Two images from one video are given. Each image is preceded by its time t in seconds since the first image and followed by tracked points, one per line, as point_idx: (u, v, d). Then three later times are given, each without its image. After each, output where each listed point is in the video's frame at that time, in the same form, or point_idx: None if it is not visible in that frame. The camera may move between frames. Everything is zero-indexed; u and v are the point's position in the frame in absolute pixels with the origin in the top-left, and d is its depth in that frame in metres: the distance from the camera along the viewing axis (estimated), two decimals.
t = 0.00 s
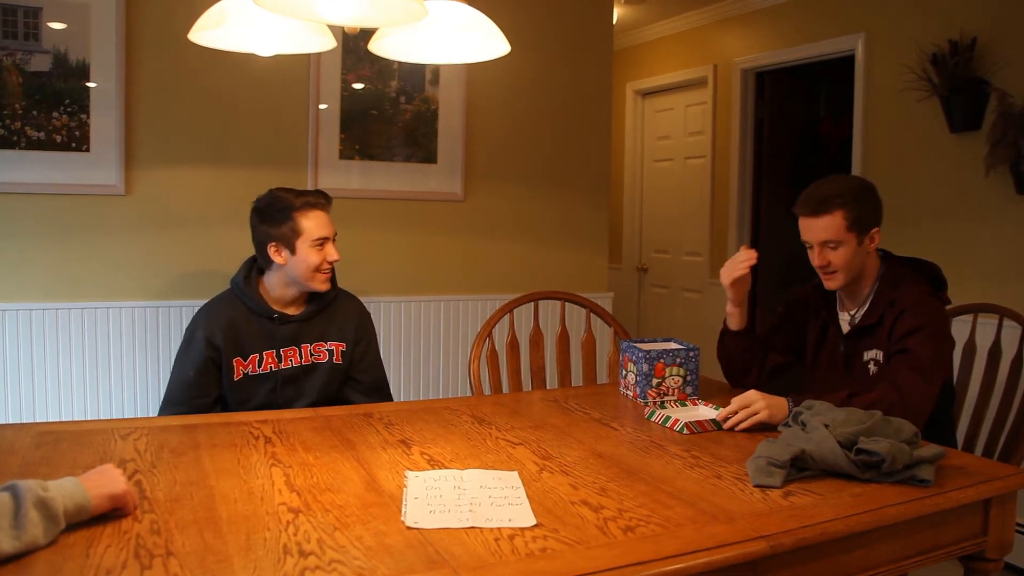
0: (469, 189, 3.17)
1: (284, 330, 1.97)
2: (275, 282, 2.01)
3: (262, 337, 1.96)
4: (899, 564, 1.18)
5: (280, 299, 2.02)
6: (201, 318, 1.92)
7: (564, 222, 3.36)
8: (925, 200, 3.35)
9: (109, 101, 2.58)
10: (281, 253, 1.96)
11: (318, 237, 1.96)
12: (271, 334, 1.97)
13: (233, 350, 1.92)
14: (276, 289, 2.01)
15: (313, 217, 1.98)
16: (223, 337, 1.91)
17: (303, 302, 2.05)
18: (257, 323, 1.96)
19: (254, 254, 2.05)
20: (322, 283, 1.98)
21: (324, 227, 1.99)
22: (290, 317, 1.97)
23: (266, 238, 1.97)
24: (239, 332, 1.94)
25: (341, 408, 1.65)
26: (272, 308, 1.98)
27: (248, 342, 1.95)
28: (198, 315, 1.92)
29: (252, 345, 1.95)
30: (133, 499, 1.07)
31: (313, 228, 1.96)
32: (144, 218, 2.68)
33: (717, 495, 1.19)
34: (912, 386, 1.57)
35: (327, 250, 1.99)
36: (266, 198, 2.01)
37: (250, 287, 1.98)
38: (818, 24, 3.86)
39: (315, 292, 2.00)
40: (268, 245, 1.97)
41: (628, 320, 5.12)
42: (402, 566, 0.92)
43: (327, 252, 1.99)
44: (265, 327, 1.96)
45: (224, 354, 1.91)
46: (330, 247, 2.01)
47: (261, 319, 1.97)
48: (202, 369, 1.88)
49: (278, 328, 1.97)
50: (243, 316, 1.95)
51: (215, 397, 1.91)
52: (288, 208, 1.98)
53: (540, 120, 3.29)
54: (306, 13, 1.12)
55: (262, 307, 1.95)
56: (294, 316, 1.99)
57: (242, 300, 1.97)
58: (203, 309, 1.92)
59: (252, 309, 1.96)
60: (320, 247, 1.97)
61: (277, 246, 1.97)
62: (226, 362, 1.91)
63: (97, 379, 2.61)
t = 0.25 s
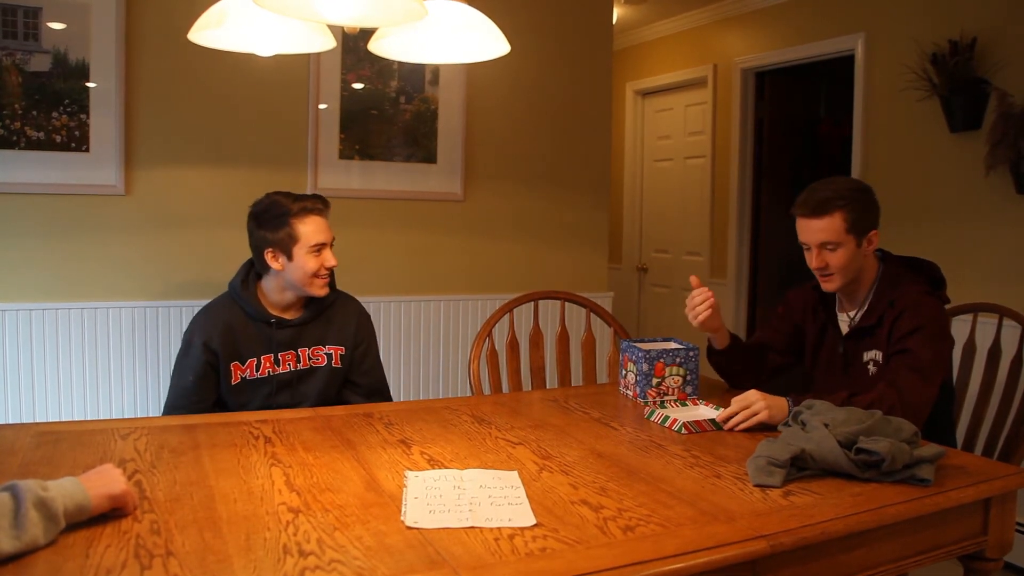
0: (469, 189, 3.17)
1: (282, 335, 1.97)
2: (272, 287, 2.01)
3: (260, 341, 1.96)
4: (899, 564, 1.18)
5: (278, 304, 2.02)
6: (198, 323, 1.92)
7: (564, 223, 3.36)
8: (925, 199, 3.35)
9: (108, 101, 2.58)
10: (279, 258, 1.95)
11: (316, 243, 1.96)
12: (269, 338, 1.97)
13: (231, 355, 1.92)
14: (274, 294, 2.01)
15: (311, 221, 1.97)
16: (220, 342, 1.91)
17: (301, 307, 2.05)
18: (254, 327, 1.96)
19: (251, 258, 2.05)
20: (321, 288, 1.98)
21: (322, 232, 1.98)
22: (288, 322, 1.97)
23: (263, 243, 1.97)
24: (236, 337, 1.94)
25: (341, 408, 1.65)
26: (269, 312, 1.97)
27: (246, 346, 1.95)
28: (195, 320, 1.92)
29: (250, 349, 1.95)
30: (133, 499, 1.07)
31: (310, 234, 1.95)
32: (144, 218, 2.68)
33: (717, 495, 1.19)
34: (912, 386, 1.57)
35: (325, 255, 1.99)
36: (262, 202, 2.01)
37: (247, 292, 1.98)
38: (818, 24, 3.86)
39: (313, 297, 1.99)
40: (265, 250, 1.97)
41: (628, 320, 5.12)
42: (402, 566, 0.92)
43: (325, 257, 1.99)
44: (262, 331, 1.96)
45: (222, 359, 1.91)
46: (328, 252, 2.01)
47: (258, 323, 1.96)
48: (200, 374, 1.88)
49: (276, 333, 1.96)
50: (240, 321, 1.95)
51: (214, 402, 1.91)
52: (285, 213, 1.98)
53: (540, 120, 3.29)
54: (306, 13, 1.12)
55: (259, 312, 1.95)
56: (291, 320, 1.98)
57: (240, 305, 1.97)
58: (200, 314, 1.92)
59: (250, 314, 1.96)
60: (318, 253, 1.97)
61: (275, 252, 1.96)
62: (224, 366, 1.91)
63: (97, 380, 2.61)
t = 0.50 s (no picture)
0: (469, 189, 3.17)
1: (280, 337, 1.97)
2: (270, 288, 2.01)
3: (258, 343, 1.96)
4: (898, 565, 1.18)
5: (275, 306, 2.01)
6: (196, 324, 1.92)
7: (564, 223, 3.36)
8: (925, 200, 3.35)
9: (108, 100, 2.58)
10: (275, 261, 1.95)
11: (313, 246, 1.96)
12: (267, 340, 1.96)
13: (229, 356, 1.93)
14: (271, 296, 2.00)
15: (308, 224, 1.97)
16: (218, 344, 1.91)
17: (298, 309, 2.04)
18: (252, 329, 1.96)
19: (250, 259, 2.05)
20: (317, 292, 1.98)
21: (319, 235, 1.98)
22: (286, 324, 1.97)
23: (261, 245, 1.97)
24: (234, 339, 1.94)
25: (340, 408, 1.65)
26: (267, 314, 1.97)
27: (244, 348, 1.95)
28: (193, 321, 1.92)
29: (248, 351, 1.95)
30: (132, 499, 1.07)
31: (307, 237, 1.95)
32: (144, 217, 2.68)
33: (716, 495, 1.19)
34: (912, 387, 1.57)
35: (322, 258, 1.98)
36: (260, 204, 2.01)
37: (245, 293, 1.98)
38: (818, 25, 3.86)
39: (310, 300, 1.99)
40: (262, 252, 1.97)
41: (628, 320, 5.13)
42: (401, 566, 0.92)
43: (322, 260, 1.99)
44: (260, 332, 1.96)
45: (220, 360, 1.91)
46: (326, 255, 2.00)
47: (256, 325, 1.96)
48: (199, 375, 1.89)
49: (274, 334, 1.96)
50: (238, 323, 1.95)
51: (212, 403, 1.92)
52: (283, 215, 1.97)
53: (540, 121, 3.29)
54: (306, 12, 1.12)
55: (257, 314, 1.95)
56: (289, 322, 1.98)
57: (237, 307, 1.97)
58: (198, 315, 1.92)
59: (248, 315, 1.96)
60: (315, 256, 1.96)
61: (271, 255, 1.96)
62: (222, 368, 1.91)
63: (98, 379, 2.61)
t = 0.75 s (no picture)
0: (469, 190, 3.17)
1: (279, 337, 1.97)
2: (269, 288, 2.01)
3: (257, 343, 1.96)
4: (898, 565, 1.18)
5: (274, 306, 2.01)
6: (195, 325, 1.92)
7: (564, 224, 3.36)
8: (925, 200, 3.35)
9: (108, 101, 2.58)
10: (273, 259, 1.96)
11: (311, 245, 1.96)
12: (266, 340, 1.96)
13: (228, 357, 1.93)
14: (270, 296, 2.00)
15: (306, 224, 1.97)
16: (217, 344, 1.91)
17: (297, 309, 2.04)
18: (251, 329, 1.96)
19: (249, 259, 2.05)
20: (315, 291, 1.97)
21: (317, 234, 1.98)
22: (285, 324, 1.97)
23: (259, 245, 1.97)
24: (233, 339, 1.94)
25: (341, 409, 1.65)
26: (266, 315, 1.97)
27: (243, 348, 1.95)
28: (192, 322, 1.92)
29: (247, 351, 1.95)
30: (133, 500, 1.07)
31: (304, 237, 1.95)
32: (144, 218, 2.68)
33: (717, 496, 1.19)
34: (912, 387, 1.57)
35: (320, 258, 1.98)
36: (259, 203, 2.01)
37: (244, 294, 1.97)
38: (817, 25, 3.86)
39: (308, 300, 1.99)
40: (261, 251, 1.97)
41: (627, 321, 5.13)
42: (402, 567, 0.92)
43: (320, 260, 1.98)
44: (259, 333, 1.96)
45: (219, 361, 1.91)
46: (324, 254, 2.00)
47: (255, 325, 1.96)
48: (198, 376, 1.88)
49: (273, 335, 1.96)
50: (237, 323, 1.95)
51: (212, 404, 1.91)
52: (280, 215, 1.97)
53: (540, 121, 3.29)
54: (305, 13, 1.12)
55: (255, 314, 1.95)
56: (288, 322, 1.98)
57: (236, 308, 1.96)
58: (197, 316, 1.92)
59: (246, 316, 1.96)
60: (312, 255, 1.96)
61: (269, 254, 1.96)
62: (222, 368, 1.91)
63: (98, 380, 2.61)
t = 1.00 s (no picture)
0: (469, 190, 3.17)
1: (278, 336, 1.97)
2: (267, 286, 2.01)
3: (257, 342, 1.96)
4: (898, 565, 1.18)
5: (273, 304, 2.02)
6: (194, 324, 1.92)
7: (564, 224, 3.36)
8: (925, 200, 3.35)
9: (108, 102, 2.58)
10: (272, 258, 1.96)
11: (309, 243, 1.96)
12: (265, 340, 1.96)
13: (227, 356, 1.92)
14: (269, 294, 2.01)
15: (304, 222, 1.97)
16: (216, 344, 1.91)
17: (295, 306, 2.05)
18: (251, 328, 1.96)
19: (247, 259, 2.05)
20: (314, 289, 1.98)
21: (315, 232, 1.98)
22: (284, 323, 1.97)
23: (257, 243, 1.97)
24: (232, 339, 1.94)
25: (341, 408, 1.65)
26: (265, 313, 1.97)
27: (243, 348, 1.95)
28: (191, 321, 1.92)
29: (246, 351, 1.95)
30: (133, 500, 1.07)
31: (302, 234, 1.95)
32: (144, 219, 2.68)
33: (717, 495, 1.19)
34: (913, 387, 1.57)
35: (318, 255, 1.98)
36: (256, 202, 2.01)
37: (242, 293, 1.97)
38: (817, 25, 3.86)
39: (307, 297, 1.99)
40: (259, 249, 1.97)
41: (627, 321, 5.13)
42: (402, 566, 0.92)
43: (318, 257, 1.99)
44: (259, 332, 1.96)
45: (218, 360, 1.91)
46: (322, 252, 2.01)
47: (254, 324, 1.96)
48: (197, 375, 1.88)
49: (272, 334, 1.96)
50: (236, 322, 1.95)
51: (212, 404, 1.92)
52: (278, 213, 1.98)
53: (540, 121, 3.29)
54: (305, 13, 1.12)
55: (255, 313, 1.95)
56: (287, 321, 1.98)
57: (235, 307, 1.96)
58: (196, 315, 1.92)
59: (246, 315, 1.96)
60: (311, 253, 1.97)
61: (267, 252, 1.96)
62: (221, 367, 1.91)
63: (98, 379, 2.61)
